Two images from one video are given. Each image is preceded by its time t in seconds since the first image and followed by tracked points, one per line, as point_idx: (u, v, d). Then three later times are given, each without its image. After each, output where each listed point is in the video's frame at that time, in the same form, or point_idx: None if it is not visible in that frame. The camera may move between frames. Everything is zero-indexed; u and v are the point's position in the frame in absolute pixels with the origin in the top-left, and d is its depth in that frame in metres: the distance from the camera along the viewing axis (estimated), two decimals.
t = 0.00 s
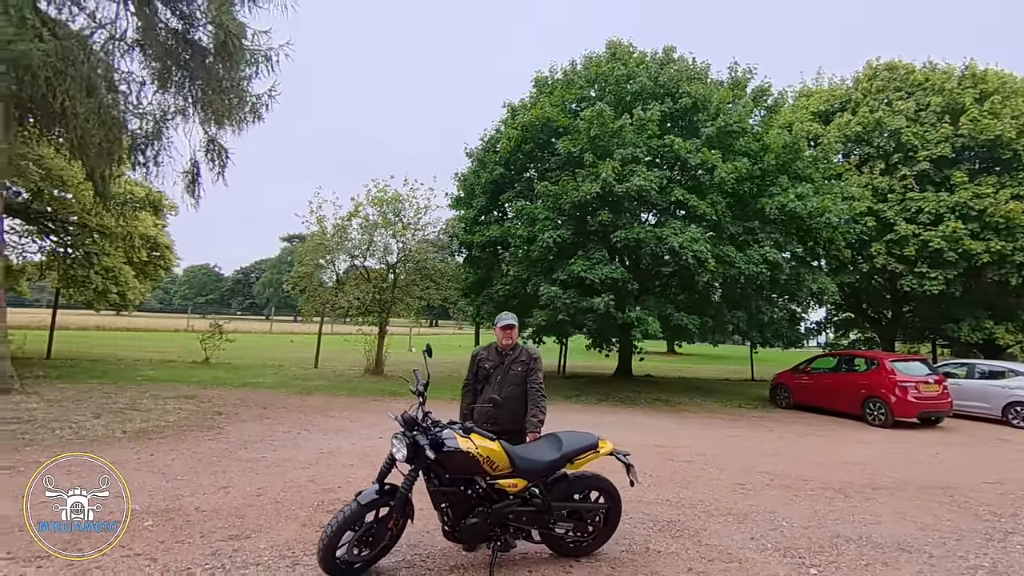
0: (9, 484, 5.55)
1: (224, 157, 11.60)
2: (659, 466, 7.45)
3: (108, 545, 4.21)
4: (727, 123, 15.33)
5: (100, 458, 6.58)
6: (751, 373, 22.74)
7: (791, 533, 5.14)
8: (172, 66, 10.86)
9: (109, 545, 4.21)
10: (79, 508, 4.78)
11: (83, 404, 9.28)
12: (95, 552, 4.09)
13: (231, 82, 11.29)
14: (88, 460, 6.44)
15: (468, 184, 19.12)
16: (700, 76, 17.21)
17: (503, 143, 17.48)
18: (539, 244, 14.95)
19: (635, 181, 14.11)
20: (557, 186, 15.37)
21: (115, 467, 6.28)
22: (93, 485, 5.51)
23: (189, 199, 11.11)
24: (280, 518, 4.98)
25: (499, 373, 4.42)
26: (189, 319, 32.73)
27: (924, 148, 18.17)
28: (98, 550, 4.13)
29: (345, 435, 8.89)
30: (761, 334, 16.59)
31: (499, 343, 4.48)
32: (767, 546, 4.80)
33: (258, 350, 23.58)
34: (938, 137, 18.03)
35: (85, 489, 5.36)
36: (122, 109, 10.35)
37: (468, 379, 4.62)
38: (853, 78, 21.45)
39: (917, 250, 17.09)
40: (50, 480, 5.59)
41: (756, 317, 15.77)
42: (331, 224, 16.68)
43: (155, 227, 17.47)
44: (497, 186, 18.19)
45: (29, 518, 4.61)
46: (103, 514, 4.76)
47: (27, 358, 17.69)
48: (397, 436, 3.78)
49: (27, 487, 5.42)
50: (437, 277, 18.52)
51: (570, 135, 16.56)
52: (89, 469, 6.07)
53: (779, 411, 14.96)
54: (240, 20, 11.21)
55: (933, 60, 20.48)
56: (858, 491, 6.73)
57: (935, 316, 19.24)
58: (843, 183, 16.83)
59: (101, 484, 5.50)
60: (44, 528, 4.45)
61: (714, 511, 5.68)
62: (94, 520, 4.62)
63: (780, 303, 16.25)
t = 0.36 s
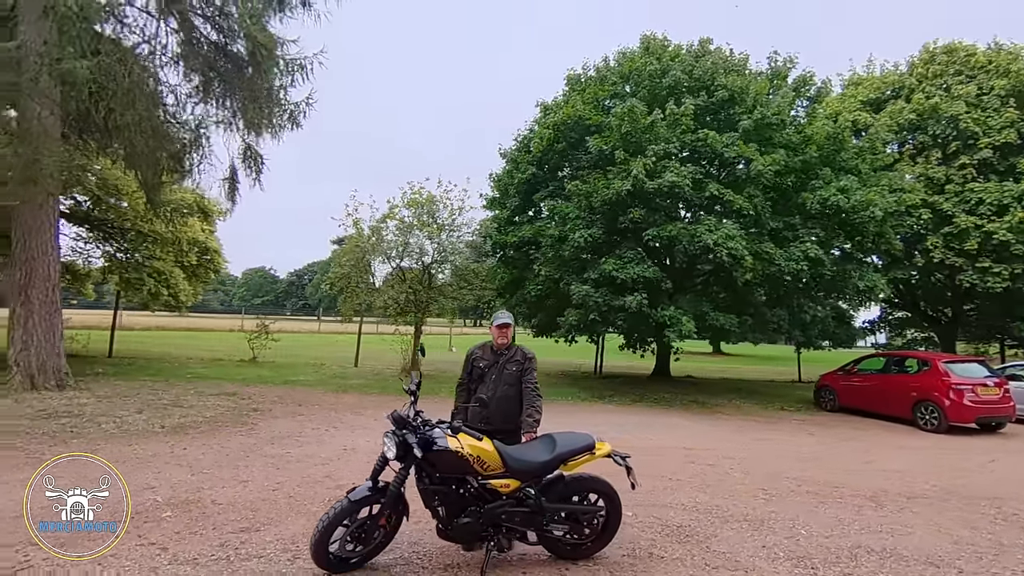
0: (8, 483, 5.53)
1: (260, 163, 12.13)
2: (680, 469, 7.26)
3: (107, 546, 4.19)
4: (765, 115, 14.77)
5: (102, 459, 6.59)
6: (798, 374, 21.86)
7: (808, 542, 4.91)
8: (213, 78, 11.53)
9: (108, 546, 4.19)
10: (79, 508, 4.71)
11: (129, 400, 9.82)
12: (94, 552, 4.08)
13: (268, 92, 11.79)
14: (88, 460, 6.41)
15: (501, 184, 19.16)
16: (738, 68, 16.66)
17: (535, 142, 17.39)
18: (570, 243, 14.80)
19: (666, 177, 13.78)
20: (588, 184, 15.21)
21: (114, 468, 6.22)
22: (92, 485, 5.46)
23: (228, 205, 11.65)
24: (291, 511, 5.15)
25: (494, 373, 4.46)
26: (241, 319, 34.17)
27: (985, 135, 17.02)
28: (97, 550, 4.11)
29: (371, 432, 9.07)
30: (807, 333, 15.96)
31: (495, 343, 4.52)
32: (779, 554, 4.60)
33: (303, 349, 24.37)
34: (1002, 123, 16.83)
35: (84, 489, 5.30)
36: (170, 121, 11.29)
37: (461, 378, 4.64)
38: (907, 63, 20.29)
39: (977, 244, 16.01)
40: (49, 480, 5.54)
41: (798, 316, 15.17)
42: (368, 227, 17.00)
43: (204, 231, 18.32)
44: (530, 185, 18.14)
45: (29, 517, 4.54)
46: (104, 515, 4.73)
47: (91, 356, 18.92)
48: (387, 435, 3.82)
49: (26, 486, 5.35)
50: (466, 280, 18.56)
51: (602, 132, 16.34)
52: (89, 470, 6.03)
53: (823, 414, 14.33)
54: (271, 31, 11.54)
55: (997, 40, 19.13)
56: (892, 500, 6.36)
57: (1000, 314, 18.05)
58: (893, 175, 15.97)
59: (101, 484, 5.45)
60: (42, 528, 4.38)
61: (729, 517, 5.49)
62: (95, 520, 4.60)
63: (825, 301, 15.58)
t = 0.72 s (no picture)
0: (8, 485, 5.56)
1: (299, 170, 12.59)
2: (706, 473, 7.04)
3: (107, 546, 4.21)
4: (810, 104, 14.12)
5: (98, 459, 6.58)
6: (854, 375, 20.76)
7: (830, 553, 4.65)
8: (257, 89, 12.09)
9: (109, 546, 4.21)
10: (78, 508, 4.79)
11: (177, 396, 10.38)
12: (94, 552, 4.09)
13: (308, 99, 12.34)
14: (89, 459, 6.44)
15: (539, 183, 19.10)
16: (782, 56, 15.98)
17: (571, 140, 17.24)
18: (605, 242, 14.60)
19: (704, 172, 13.36)
20: (624, 181, 14.95)
21: (115, 468, 6.28)
22: (91, 485, 5.52)
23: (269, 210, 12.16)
24: (306, 506, 5.31)
25: (494, 373, 4.53)
26: (294, 319, 35.51)
27: None
28: (97, 550, 4.13)
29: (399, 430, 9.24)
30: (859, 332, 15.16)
31: (495, 343, 4.60)
32: (795, 565, 4.38)
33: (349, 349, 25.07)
34: None
35: (84, 489, 5.38)
36: (215, 130, 11.70)
37: (462, 376, 4.73)
38: (973, 43, 18.91)
39: None
40: (49, 480, 5.60)
41: (849, 314, 14.44)
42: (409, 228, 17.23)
43: (254, 235, 19.14)
44: (567, 184, 17.99)
45: (29, 519, 4.61)
46: (102, 515, 4.78)
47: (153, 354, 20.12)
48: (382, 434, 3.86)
49: (27, 488, 5.41)
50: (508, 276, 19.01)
51: (639, 128, 16.03)
52: (88, 469, 6.07)
53: (876, 418, 13.57)
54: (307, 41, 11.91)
55: None
56: (935, 511, 5.94)
57: None
58: (954, 163, 14.93)
59: (101, 484, 5.51)
60: (44, 529, 4.46)
61: (749, 523, 5.28)
62: (94, 520, 4.64)
63: (878, 299, 14.76)
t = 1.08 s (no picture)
0: (12, 484, 5.59)
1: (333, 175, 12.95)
2: (731, 477, 6.83)
3: (108, 546, 4.21)
4: (853, 94, 13.50)
5: (98, 459, 6.60)
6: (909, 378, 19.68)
7: (851, 564, 4.43)
8: (293, 97, 12.51)
9: (109, 546, 4.21)
10: (78, 508, 4.81)
11: (219, 394, 10.85)
12: (94, 553, 4.09)
13: (341, 106, 12.67)
14: (89, 459, 6.46)
15: (573, 182, 18.97)
16: (824, 45, 15.34)
17: (605, 138, 17.04)
18: (638, 240, 14.39)
19: (740, 168, 12.96)
20: (657, 178, 14.68)
21: (115, 467, 6.30)
22: (92, 485, 5.55)
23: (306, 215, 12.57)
24: (324, 501, 5.46)
25: (498, 373, 4.59)
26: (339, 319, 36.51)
27: None
28: (97, 550, 4.13)
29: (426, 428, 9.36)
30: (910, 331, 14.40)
31: (498, 343, 4.65)
32: None
33: (390, 348, 25.58)
34: None
35: (84, 489, 5.40)
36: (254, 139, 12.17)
37: (464, 376, 4.77)
38: None
39: None
40: (49, 480, 5.62)
41: (898, 313, 13.72)
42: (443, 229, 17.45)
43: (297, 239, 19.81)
44: (601, 182, 17.80)
45: (29, 520, 4.63)
46: (103, 515, 4.81)
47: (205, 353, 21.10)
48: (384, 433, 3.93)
49: (26, 488, 5.43)
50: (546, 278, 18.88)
51: (674, 124, 15.69)
52: (88, 469, 6.08)
53: (929, 422, 12.84)
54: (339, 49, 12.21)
55: None
56: (978, 524, 5.56)
57: None
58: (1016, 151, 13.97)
59: (101, 484, 5.54)
60: (44, 529, 4.48)
61: (768, 530, 5.09)
62: (94, 520, 4.66)
63: (930, 296, 13.98)
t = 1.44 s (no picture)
0: (27, 481, 5.70)
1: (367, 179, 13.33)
2: (756, 482, 6.64)
3: (109, 545, 4.24)
4: (900, 82, 12.87)
5: (95, 459, 6.62)
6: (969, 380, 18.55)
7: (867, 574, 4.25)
8: (330, 106, 12.95)
9: (110, 546, 4.24)
10: (78, 508, 4.83)
11: (259, 392, 11.32)
12: (95, 552, 4.11)
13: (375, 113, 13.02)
14: (91, 459, 6.49)
15: (607, 181, 18.80)
16: (870, 33, 14.67)
17: (638, 136, 16.85)
18: (672, 238, 14.12)
19: (777, 162, 12.55)
20: (691, 175, 14.39)
21: (116, 467, 6.32)
22: (91, 485, 5.57)
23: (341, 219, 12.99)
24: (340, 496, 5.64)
25: (499, 372, 4.87)
26: (381, 321, 37.28)
27: None
28: (99, 550, 4.16)
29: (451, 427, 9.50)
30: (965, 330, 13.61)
31: (498, 344, 4.93)
32: None
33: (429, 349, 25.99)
34: None
35: (84, 489, 5.42)
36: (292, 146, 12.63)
37: (465, 377, 5.01)
38: None
39: None
40: (49, 480, 5.64)
41: (951, 311, 13.01)
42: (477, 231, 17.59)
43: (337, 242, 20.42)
44: (635, 181, 17.56)
45: (29, 520, 4.65)
46: (102, 515, 4.84)
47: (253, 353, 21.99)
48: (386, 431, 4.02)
49: (26, 488, 5.45)
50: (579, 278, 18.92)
51: (709, 119, 15.34)
52: (89, 469, 6.11)
53: (986, 428, 12.08)
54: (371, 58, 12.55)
55: None
56: (1019, 536, 5.23)
57: None
58: None
59: (100, 484, 5.56)
60: (43, 530, 4.50)
61: (784, 537, 4.94)
62: (94, 520, 4.70)
63: (987, 293, 13.19)
